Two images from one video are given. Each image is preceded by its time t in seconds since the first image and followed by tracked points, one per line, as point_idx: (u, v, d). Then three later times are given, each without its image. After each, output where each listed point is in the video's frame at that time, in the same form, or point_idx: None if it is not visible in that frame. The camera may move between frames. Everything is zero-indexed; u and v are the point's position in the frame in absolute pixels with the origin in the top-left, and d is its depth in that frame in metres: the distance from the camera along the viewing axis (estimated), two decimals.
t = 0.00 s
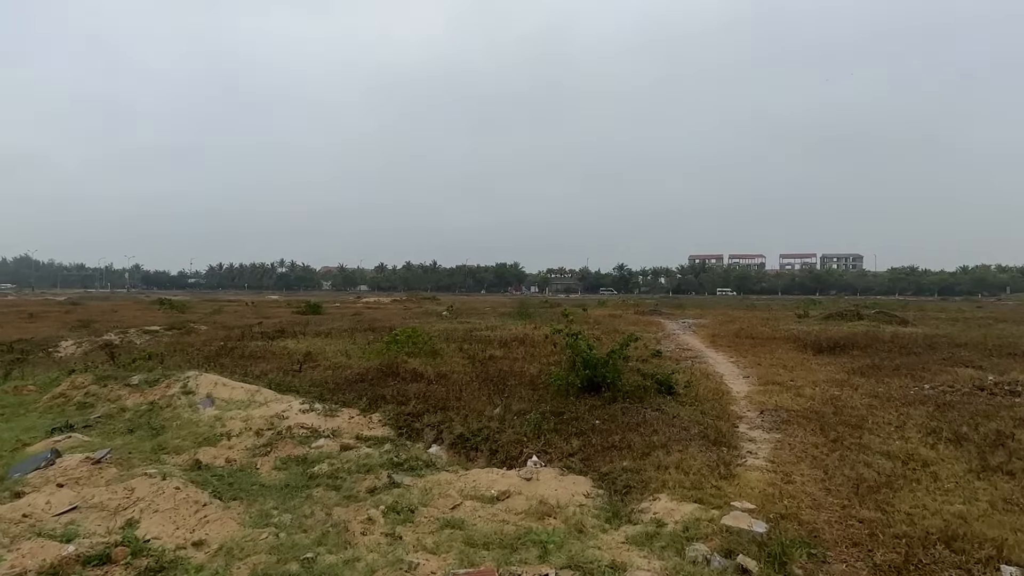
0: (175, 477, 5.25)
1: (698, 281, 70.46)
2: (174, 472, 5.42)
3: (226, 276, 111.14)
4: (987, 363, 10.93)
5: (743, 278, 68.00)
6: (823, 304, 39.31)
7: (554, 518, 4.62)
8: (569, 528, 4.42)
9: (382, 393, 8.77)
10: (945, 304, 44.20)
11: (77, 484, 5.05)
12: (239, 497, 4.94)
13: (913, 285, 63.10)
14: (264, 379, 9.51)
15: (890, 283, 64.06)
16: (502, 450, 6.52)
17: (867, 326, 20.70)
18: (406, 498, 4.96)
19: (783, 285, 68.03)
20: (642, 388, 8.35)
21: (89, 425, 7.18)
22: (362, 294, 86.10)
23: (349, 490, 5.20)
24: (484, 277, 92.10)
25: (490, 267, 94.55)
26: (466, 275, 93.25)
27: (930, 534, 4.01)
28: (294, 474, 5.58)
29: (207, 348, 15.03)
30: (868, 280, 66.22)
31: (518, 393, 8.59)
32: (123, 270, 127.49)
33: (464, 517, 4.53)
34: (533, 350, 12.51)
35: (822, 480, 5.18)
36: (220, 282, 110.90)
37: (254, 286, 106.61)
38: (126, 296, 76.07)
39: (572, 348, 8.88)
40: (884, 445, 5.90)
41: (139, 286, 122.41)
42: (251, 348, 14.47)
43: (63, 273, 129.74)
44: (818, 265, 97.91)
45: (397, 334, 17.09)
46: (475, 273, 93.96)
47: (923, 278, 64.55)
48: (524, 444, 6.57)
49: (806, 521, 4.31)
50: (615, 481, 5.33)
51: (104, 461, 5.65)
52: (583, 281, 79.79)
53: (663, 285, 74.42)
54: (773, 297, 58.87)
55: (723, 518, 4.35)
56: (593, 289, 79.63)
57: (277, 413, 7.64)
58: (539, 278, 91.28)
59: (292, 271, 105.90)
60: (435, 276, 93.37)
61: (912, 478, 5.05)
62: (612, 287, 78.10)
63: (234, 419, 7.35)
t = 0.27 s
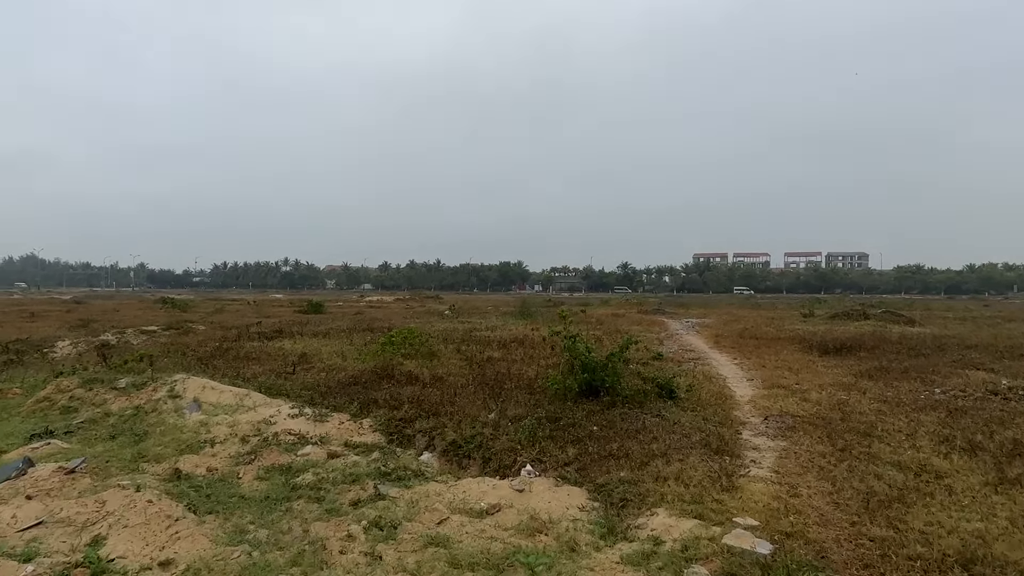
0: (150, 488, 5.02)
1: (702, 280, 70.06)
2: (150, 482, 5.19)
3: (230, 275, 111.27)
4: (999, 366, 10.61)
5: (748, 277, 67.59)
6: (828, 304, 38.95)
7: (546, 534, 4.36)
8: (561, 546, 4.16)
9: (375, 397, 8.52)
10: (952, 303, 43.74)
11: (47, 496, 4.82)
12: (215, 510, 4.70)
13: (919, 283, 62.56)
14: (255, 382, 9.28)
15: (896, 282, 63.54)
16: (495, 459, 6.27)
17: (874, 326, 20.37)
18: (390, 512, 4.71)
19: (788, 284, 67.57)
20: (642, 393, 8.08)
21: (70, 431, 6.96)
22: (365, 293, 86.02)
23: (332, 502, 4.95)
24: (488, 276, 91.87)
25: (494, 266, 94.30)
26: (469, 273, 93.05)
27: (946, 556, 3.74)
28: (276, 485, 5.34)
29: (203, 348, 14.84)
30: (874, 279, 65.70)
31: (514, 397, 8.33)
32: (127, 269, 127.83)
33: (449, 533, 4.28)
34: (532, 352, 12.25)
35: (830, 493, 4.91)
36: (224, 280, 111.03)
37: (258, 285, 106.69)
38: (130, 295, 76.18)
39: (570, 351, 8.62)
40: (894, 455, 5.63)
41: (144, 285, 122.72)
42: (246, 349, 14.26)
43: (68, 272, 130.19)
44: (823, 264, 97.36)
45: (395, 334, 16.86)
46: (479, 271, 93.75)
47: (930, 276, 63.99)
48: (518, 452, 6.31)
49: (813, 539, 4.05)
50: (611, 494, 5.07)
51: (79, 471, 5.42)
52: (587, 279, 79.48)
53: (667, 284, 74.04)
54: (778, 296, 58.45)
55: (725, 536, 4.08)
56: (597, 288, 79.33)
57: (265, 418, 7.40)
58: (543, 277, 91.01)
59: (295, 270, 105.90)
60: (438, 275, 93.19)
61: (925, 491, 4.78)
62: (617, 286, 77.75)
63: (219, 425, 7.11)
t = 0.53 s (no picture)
0: (121, 493, 4.82)
1: (706, 278, 69.68)
2: (123, 487, 5.00)
3: (234, 273, 111.47)
4: (1007, 365, 10.35)
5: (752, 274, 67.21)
6: (832, 301, 38.60)
7: (530, 544, 4.15)
8: (545, 556, 3.95)
9: (365, 396, 8.32)
10: (959, 301, 43.32)
11: (13, 502, 4.63)
12: (187, 517, 4.50)
13: (925, 281, 62.06)
14: (244, 381, 9.10)
15: (902, 280, 63.09)
16: (484, 462, 6.06)
17: (878, 324, 20.07)
18: (369, 519, 4.50)
19: (793, 282, 67.18)
20: (639, 392, 7.86)
21: (50, 432, 6.79)
22: (368, 291, 85.99)
23: (310, 508, 4.75)
24: (491, 274, 91.67)
25: (497, 263, 94.10)
26: (472, 271, 92.89)
27: (953, 570, 3.52)
28: (253, 489, 5.15)
29: (198, 346, 14.70)
30: (879, 276, 65.22)
31: (507, 397, 8.12)
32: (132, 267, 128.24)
33: (428, 542, 4.08)
34: (529, 350, 12.03)
35: (831, 500, 4.69)
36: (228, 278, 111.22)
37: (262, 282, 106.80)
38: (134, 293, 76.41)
39: (565, 350, 8.40)
40: (898, 459, 5.40)
41: (149, 283, 123.10)
42: (241, 347, 14.10)
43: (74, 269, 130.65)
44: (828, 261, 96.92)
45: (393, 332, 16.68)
46: (482, 269, 93.58)
47: (936, 274, 63.47)
48: (508, 455, 6.10)
49: (812, 550, 3.83)
50: (602, 500, 4.86)
51: (51, 474, 5.24)
52: (590, 277, 79.20)
53: (671, 281, 73.71)
54: (783, 294, 58.08)
55: (719, 546, 3.86)
56: (600, 286, 79.03)
57: (250, 418, 7.22)
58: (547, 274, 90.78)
59: (299, 267, 105.93)
60: (442, 272, 93.05)
61: (931, 498, 4.55)
62: (620, 284, 77.47)
63: (203, 426, 6.93)
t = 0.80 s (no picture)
0: (91, 495, 4.68)
1: (710, 275, 69.33)
2: (94, 488, 4.86)
3: (238, 270, 111.67)
4: (1013, 364, 10.11)
5: (757, 271, 66.82)
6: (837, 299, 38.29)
7: (508, 549, 3.98)
8: (523, 563, 3.78)
9: (353, 395, 8.17)
10: (965, 299, 42.92)
11: None
12: (155, 519, 4.35)
13: (931, 279, 61.55)
14: (232, 379, 8.96)
15: (908, 277, 62.61)
16: (470, 463, 5.90)
17: (883, 321, 19.84)
18: (344, 523, 4.35)
19: (798, 279, 66.71)
20: (632, 392, 7.68)
21: (30, 431, 6.66)
22: (372, 288, 85.98)
23: (284, 511, 4.59)
24: (494, 271, 91.50)
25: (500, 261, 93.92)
26: (476, 268, 92.74)
27: None
28: (229, 490, 5.00)
29: (193, 343, 14.59)
30: (884, 274, 64.74)
31: (498, 396, 7.95)
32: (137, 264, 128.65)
33: (402, 548, 3.92)
34: (525, 347, 11.85)
35: (824, 504, 4.51)
36: (233, 275, 111.43)
37: (266, 280, 106.96)
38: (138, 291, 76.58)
39: (557, 348, 8.23)
40: (896, 461, 5.21)
41: (154, 280, 123.48)
42: (236, 344, 13.97)
43: (79, 267, 131.17)
44: (833, 259, 96.33)
45: (390, 329, 16.53)
46: (486, 266, 93.42)
47: (942, 272, 62.94)
48: (494, 455, 5.94)
49: (801, 559, 3.65)
50: (587, 503, 4.69)
51: (22, 475, 5.10)
52: (594, 274, 78.93)
53: (675, 279, 73.37)
54: (787, 292, 57.71)
55: (704, 554, 3.69)
56: (604, 284, 78.74)
57: (234, 417, 7.07)
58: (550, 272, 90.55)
59: (302, 265, 106.00)
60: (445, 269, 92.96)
61: (929, 503, 4.37)
62: (624, 282, 77.19)
63: (185, 425, 6.79)
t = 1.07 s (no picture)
0: (66, 499, 4.55)
1: (716, 272, 68.94)
2: (71, 493, 4.74)
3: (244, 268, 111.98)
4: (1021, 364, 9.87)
5: (763, 269, 66.38)
6: (843, 297, 37.93)
7: (491, 560, 3.83)
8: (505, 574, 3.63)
9: (345, 395, 8.03)
10: (973, 297, 42.43)
11: None
12: (129, 525, 4.22)
13: (939, 276, 60.95)
14: (224, 378, 8.84)
15: (916, 275, 62.06)
16: (459, 466, 5.75)
17: (889, 320, 19.57)
18: (322, 530, 4.20)
19: (804, 277, 66.22)
20: (629, 392, 7.51)
21: (14, 432, 6.56)
22: (376, 286, 86.00)
23: (262, 517, 4.45)
24: (498, 269, 91.35)
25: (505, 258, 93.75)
26: (481, 266, 92.60)
27: None
28: (208, 494, 4.86)
29: (190, 342, 14.50)
30: (892, 272, 64.17)
31: (492, 396, 7.80)
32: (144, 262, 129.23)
33: (380, 557, 3.77)
34: (523, 346, 11.69)
35: (822, 512, 4.33)
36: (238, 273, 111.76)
37: (271, 277, 107.21)
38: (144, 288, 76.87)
39: (552, 348, 8.07)
40: (899, 467, 5.02)
41: (160, 278, 123.99)
42: (233, 342, 13.87)
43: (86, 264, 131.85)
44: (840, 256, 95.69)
45: (390, 327, 16.39)
46: (490, 264, 93.28)
47: (950, 269, 62.34)
48: (484, 459, 5.78)
49: (796, 571, 3.48)
50: (575, 510, 4.53)
51: None
52: (599, 272, 78.65)
53: (680, 276, 73.02)
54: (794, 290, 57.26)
55: (694, 566, 3.52)
56: (608, 281, 78.45)
57: (222, 417, 6.95)
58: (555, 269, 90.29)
59: (307, 263, 106.12)
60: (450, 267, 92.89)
61: (931, 512, 4.19)
62: (629, 279, 76.89)
63: (172, 426, 6.67)
